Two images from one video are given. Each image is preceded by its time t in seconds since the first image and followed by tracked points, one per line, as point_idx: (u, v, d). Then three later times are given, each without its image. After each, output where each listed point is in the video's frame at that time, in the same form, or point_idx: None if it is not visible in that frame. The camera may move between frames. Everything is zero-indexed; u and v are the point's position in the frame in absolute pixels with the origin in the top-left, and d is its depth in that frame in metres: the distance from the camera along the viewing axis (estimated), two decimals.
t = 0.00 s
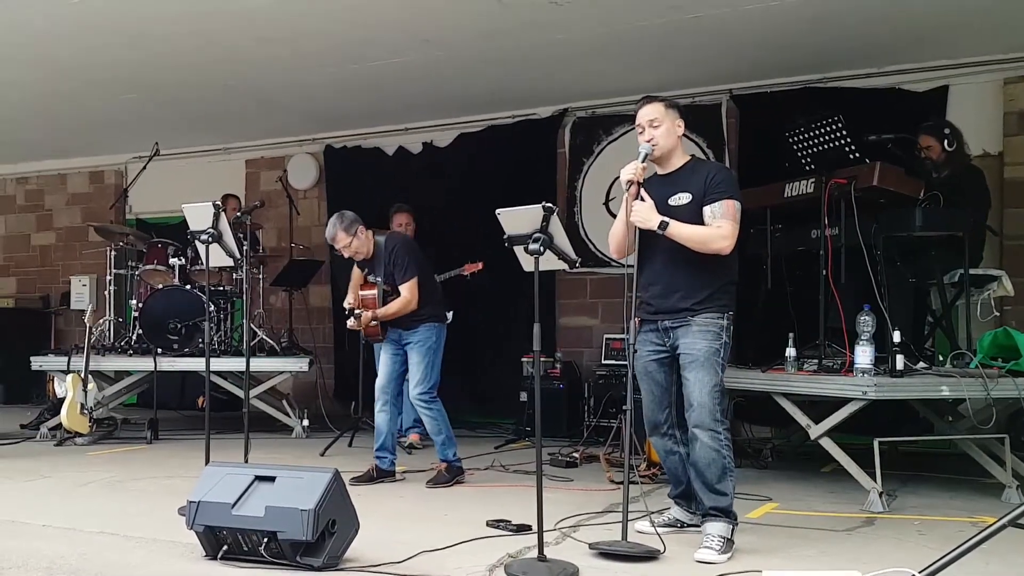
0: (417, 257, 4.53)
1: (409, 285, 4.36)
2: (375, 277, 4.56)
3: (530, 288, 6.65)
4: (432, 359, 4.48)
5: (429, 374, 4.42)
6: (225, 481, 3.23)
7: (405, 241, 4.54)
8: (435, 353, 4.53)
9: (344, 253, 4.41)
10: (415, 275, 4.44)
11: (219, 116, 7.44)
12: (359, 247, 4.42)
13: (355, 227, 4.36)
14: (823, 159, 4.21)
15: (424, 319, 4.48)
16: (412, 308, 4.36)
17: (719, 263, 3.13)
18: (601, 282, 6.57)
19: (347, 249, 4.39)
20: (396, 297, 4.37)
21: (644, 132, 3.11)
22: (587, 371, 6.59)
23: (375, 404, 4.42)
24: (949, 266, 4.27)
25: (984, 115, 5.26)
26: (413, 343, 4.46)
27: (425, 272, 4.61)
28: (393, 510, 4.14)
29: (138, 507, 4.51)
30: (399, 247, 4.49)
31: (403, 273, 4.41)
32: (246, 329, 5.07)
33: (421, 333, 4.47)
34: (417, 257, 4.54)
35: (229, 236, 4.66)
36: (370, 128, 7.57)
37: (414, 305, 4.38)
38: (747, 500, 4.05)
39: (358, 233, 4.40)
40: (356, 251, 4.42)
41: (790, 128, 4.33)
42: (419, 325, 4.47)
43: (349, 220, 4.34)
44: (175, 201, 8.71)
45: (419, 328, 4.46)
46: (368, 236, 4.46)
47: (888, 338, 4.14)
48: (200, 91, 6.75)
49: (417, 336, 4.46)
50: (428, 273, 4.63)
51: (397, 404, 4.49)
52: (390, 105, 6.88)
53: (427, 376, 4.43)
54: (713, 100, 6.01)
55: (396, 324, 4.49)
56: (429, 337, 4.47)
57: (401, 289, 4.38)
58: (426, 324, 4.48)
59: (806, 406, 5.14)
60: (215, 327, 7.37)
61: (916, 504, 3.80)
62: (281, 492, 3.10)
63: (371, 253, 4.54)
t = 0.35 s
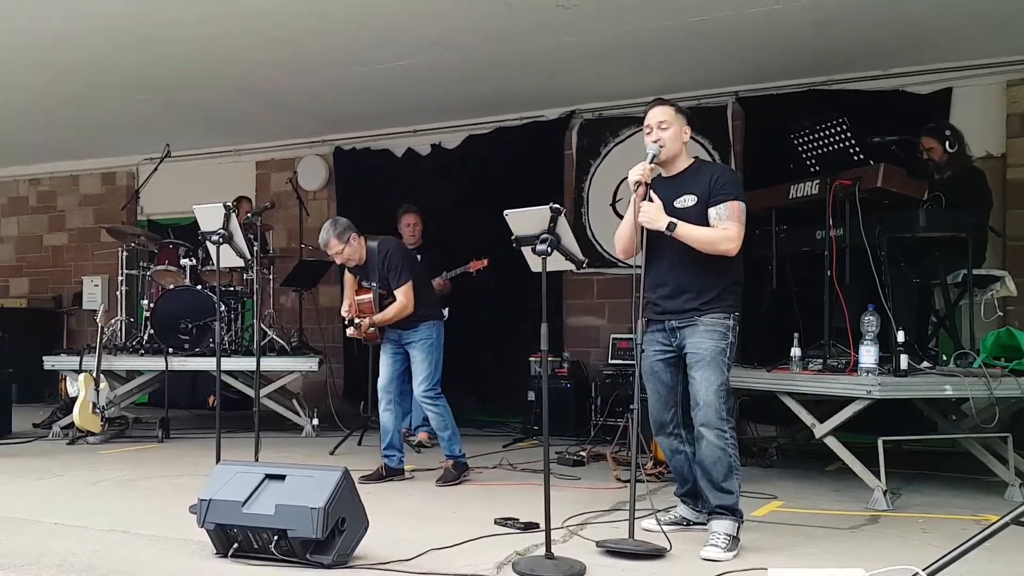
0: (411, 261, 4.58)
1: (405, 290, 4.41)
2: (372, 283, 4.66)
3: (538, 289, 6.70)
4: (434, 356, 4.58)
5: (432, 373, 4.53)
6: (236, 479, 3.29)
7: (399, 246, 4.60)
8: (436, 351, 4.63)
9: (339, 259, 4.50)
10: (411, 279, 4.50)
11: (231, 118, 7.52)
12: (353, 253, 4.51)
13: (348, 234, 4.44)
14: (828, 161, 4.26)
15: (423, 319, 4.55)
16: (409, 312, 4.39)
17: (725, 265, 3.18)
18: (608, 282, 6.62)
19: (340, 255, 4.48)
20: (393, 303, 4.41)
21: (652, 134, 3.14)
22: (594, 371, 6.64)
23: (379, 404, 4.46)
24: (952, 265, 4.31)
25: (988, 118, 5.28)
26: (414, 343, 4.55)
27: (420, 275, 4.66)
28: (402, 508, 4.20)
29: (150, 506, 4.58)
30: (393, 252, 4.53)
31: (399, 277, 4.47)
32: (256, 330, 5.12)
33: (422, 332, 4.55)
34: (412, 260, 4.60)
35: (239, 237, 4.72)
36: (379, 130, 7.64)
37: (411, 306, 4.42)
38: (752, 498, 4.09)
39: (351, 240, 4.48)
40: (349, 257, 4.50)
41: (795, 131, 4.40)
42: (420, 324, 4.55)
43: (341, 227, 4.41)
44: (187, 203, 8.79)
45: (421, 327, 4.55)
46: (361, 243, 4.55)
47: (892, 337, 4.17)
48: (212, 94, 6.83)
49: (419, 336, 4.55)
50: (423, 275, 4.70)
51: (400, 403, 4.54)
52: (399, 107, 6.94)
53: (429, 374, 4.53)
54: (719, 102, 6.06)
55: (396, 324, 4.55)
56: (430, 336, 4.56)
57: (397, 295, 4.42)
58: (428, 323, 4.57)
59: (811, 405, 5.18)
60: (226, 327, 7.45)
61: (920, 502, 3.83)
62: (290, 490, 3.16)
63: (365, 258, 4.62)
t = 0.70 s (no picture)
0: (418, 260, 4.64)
1: (410, 284, 4.48)
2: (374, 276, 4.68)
3: (546, 289, 6.76)
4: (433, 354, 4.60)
5: (429, 370, 4.53)
6: (246, 478, 3.35)
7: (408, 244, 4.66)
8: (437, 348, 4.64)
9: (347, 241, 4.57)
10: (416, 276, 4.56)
11: (242, 120, 7.60)
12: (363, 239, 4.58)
13: (364, 218, 4.54)
14: (833, 163, 4.32)
15: (425, 316, 4.59)
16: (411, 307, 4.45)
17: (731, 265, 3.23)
18: (615, 282, 6.67)
19: (350, 235, 4.55)
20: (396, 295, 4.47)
21: (655, 136, 3.19)
22: (602, 370, 6.69)
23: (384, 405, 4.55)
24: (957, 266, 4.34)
25: (992, 120, 5.31)
26: (414, 340, 4.57)
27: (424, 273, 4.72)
28: (411, 506, 4.26)
29: (163, 504, 4.65)
30: (402, 247, 4.60)
31: (404, 272, 4.53)
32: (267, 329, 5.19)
33: (422, 330, 4.58)
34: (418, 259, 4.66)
35: (250, 238, 4.78)
36: (388, 133, 7.71)
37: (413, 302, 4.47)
38: (758, 496, 4.13)
39: (366, 225, 4.56)
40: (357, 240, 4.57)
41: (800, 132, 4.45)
42: (420, 323, 4.58)
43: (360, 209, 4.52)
44: (198, 204, 8.88)
45: (421, 325, 4.57)
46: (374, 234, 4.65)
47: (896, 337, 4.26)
48: (224, 96, 6.91)
49: (420, 333, 4.57)
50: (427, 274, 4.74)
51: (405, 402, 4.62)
52: (408, 109, 7.00)
53: (427, 372, 4.54)
54: (725, 105, 6.10)
55: (397, 323, 4.60)
56: (430, 334, 4.58)
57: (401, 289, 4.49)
58: (429, 321, 4.59)
59: (817, 405, 5.22)
60: (236, 327, 7.53)
61: (924, 501, 3.87)
62: (301, 488, 3.22)
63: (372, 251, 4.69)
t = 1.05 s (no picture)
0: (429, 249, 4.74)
1: (420, 261, 4.58)
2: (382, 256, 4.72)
3: (553, 289, 6.81)
4: (426, 351, 4.63)
5: (416, 367, 4.57)
6: (257, 477, 3.41)
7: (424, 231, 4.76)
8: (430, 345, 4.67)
9: (369, 211, 4.71)
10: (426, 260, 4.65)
11: (253, 122, 7.67)
12: (385, 214, 4.73)
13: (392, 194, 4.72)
14: (837, 165, 4.38)
15: (423, 311, 4.62)
16: (415, 282, 4.51)
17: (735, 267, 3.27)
18: (622, 283, 6.72)
19: (374, 207, 4.70)
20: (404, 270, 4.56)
21: (664, 137, 3.25)
22: (609, 370, 6.74)
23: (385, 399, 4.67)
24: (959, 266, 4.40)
25: (995, 122, 5.35)
26: (409, 335, 4.62)
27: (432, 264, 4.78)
28: (420, 504, 4.31)
29: (176, 502, 4.72)
30: (420, 230, 4.71)
31: (415, 251, 4.63)
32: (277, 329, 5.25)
33: (416, 327, 4.61)
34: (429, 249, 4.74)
35: (261, 239, 4.84)
36: (397, 135, 7.77)
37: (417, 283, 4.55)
38: (763, 495, 4.17)
39: (391, 201, 4.73)
40: (377, 213, 4.70)
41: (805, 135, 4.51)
42: (415, 319, 4.61)
43: (389, 184, 4.72)
44: (209, 205, 8.97)
45: (415, 322, 4.61)
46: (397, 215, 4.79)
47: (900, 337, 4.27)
48: (235, 99, 6.98)
49: (414, 329, 4.61)
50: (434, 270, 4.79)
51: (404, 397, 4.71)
52: (417, 111, 7.07)
53: (416, 368, 4.58)
54: (730, 107, 6.14)
55: (395, 318, 4.65)
56: (424, 332, 4.62)
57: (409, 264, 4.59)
58: (425, 317, 4.63)
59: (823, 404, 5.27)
60: (247, 327, 7.61)
61: (928, 499, 3.90)
62: (311, 487, 3.28)
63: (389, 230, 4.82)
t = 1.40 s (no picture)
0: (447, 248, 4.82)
1: (437, 255, 4.67)
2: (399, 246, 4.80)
3: (561, 290, 6.87)
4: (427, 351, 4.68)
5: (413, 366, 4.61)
6: (267, 476, 3.47)
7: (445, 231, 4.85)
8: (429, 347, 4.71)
9: (395, 202, 4.81)
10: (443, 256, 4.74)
11: (264, 124, 7.75)
12: (410, 208, 4.83)
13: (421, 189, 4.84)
14: (842, 166, 4.39)
15: (427, 313, 4.71)
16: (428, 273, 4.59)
17: (739, 267, 3.33)
18: (629, 283, 6.77)
19: (401, 199, 4.80)
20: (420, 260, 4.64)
21: (670, 139, 3.30)
22: (616, 370, 6.80)
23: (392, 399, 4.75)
24: (963, 267, 4.42)
25: (999, 124, 5.38)
26: (410, 335, 4.68)
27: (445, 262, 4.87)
28: (429, 501, 4.38)
29: (189, 500, 4.79)
30: (442, 228, 4.80)
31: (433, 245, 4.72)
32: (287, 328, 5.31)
33: (417, 327, 4.67)
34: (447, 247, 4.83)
35: (271, 240, 4.90)
36: (406, 137, 7.84)
37: (431, 277, 4.63)
38: (768, 493, 4.22)
39: (418, 197, 4.84)
40: (404, 205, 4.80)
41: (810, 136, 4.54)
42: (418, 320, 4.68)
43: (419, 180, 4.83)
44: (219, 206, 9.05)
45: (416, 322, 4.68)
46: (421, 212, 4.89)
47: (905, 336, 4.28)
48: (246, 101, 7.06)
49: (415, 329, 4.67)
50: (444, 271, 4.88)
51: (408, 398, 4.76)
52: (425, 113, 7.13)
53: (414, 368, 4.63)
54: (736, 109, 6.17)
55: (398, 317, 4.70)
56: (424, 332, 4.68)
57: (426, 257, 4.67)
58: (426, 317, 4.70)
59: (828, 404, 5.31)
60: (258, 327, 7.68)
61: (932, 497, 3.94)
62: (321, 485, 3.34)
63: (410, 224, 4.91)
